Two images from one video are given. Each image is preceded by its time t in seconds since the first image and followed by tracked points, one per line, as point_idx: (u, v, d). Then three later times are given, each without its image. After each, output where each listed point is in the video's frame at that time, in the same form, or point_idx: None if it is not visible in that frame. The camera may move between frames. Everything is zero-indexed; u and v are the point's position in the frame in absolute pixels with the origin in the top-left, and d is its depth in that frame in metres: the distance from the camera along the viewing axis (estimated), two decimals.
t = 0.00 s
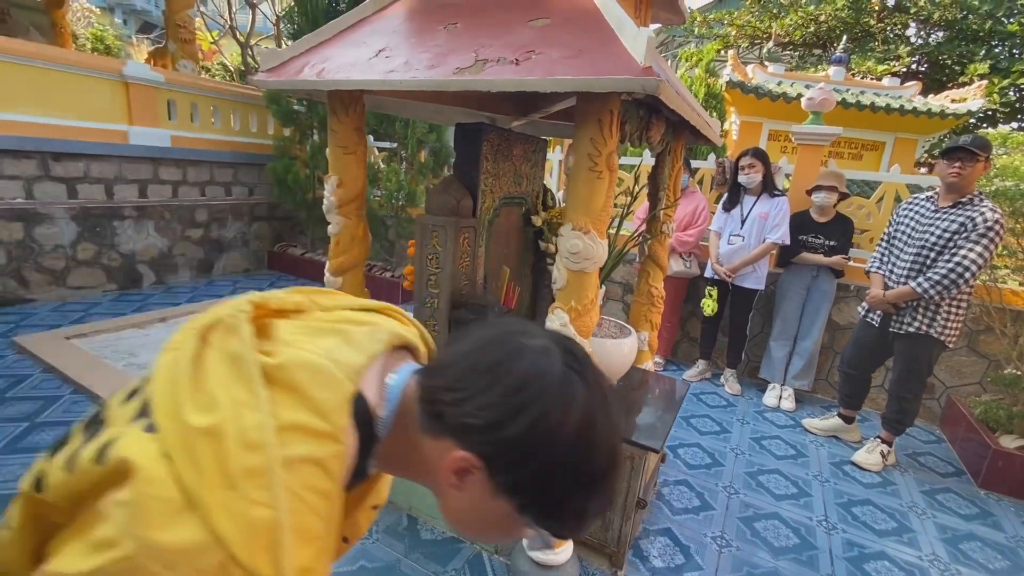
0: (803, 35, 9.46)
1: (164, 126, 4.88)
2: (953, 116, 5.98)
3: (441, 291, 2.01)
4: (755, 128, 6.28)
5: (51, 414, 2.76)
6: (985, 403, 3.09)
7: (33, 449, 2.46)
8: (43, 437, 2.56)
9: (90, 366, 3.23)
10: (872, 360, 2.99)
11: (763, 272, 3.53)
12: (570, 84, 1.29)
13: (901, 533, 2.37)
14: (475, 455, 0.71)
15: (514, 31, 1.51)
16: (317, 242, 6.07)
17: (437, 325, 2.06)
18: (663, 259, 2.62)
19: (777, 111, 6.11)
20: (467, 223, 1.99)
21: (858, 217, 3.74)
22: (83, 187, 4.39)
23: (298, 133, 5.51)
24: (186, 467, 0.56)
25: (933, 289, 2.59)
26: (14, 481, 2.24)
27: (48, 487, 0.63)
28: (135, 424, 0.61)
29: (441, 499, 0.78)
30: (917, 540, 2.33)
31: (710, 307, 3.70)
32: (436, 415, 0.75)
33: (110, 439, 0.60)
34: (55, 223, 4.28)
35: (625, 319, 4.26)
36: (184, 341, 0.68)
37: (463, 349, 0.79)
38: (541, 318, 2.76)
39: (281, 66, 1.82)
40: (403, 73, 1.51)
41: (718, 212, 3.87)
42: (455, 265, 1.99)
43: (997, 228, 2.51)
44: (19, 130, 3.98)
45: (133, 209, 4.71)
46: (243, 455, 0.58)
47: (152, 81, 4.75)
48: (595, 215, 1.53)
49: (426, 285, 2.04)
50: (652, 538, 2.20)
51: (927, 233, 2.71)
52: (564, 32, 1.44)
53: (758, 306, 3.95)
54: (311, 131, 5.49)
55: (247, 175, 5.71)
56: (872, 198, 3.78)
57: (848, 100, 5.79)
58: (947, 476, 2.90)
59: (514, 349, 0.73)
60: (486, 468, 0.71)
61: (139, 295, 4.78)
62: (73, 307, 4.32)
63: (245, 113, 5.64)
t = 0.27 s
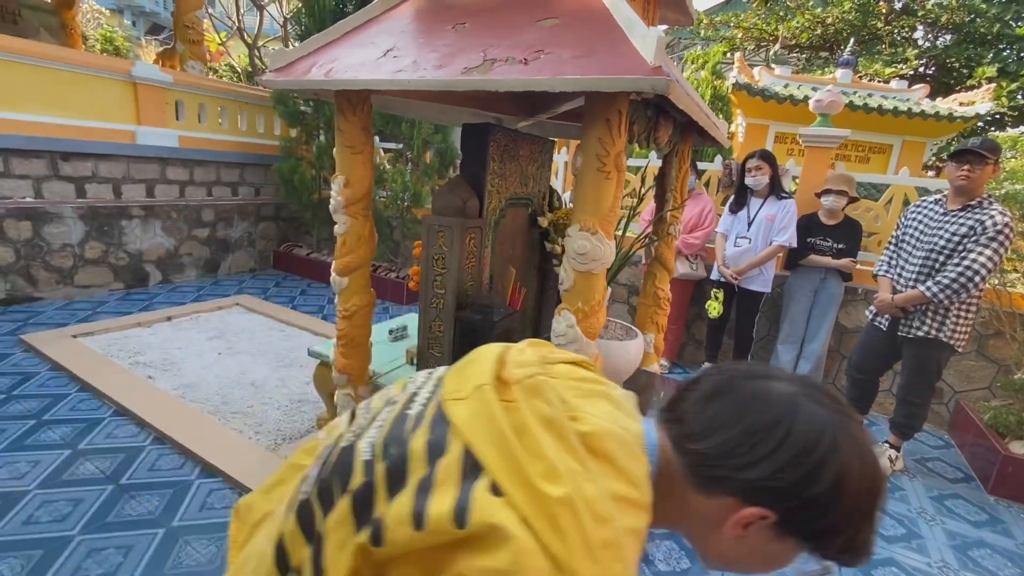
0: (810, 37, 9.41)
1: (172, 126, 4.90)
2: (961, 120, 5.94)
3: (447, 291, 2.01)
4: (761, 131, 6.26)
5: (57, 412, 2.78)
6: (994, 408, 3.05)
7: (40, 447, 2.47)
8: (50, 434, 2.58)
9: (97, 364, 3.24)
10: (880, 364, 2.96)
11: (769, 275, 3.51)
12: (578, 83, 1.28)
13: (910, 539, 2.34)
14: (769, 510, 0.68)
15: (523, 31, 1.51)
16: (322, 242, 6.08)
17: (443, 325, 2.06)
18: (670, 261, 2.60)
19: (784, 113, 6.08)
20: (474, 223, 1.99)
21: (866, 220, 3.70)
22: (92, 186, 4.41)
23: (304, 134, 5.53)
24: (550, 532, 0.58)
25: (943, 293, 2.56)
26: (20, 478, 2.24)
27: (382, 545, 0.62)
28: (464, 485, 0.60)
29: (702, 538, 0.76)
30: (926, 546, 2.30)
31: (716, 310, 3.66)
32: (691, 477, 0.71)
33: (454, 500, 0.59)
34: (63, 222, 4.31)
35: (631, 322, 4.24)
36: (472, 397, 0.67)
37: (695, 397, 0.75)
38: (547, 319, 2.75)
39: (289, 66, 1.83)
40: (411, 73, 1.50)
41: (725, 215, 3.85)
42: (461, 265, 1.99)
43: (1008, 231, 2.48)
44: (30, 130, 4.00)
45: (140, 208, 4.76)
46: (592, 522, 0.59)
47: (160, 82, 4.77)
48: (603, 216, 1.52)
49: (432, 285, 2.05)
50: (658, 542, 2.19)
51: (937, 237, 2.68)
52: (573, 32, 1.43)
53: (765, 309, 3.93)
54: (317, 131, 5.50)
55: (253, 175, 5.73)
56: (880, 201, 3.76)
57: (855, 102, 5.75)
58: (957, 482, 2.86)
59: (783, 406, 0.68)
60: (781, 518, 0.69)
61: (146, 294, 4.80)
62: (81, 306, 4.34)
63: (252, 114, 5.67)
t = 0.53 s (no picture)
0: (816, 39, 9.37)
1: (177, 127, 4.93)
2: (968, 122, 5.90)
3: (448, 292, 2.02)
4: (765, 133, 6.25)
5: (61, 410, 2.79)
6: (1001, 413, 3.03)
7: (43, 444, 2.48)
8: (53, 432, 2.59)
9: (101, 363, 3.26)
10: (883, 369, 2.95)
11: (772, 277, 3.50)
12: (579, 85, 1.28)
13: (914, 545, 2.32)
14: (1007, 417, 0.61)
15: (524, 31, 1.51)
16: (326, 242, 6.09)
17: (444, 326, 2.06)
18: (672, 263, 2.59)
19: (788, 115, 6.06)
20: (475, 225, 1.98)
21: (871, 223, 3.68)
22: (97, 186, 4.44)
23: (309, 135, 5.55)
24: (855, 488, 0.54)
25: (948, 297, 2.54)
26: (23, 476, 2.25)
27: (676, 525, 0.59)
28: (743, 459, 0.58)
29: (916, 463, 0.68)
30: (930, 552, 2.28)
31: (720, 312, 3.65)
32: (895, 421, 0.64)
33: (744, 472, 0.57)
34: (69, 222, 4.35)
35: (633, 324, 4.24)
36: (703, 371, 0.64)
37: (847, 334, 0.69)
38: (549, 321, 2.75)
39: (292, 66, 1.83)
40: (413, 73, 1.51)
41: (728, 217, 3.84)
42: (462, 266, 1.99)
43: (1014, 234, 2.45)
44: (39, 131, 4.04)
45: (146, 208, 4.79)
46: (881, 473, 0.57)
47: (166, 83, 4.80)
48: (604, 217, 1.52)
49: (433, 285, 2.05)
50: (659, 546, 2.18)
51: (941, 240, 2.66)
52: (575, 33, 1.43)
53: (768, 311, 3.91)
54: (321, 132, 5.52)
55: (257, 176, 5.75)
56: (885, 204, 3.74)
57: (860, 105, 5.73)
58: (962, 487, 2.84)
59: (996, 324, 0.58)
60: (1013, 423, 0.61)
61: (150, 294, 4.82)
62: (86, 305, 4.37)
63: (257, 115, 5.70)
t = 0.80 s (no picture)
0: (819, 40, 9.35)
1: (181, 127, 4.95)
2: (973, 124, 5.86)
3: (449, 293, 2.02)
4: (769, 135, 6.24)
5: (64, 408, 2.80)
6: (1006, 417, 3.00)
7: (46, 443, 2.49)
8: (56, 430, 2.60)
9: (104, 362, 3.27)
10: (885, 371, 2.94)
11: (775, 279, 3.49)
12: (579, 86, 1.28)
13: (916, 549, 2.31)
14: None
15: (526, 32, 1.51)
16: (328, 243, 6.10)
17: (445, 327, 2.06)
18: (674, 265, 2.59)
19: (792, 117, 6.05)
20: (476, 225, 1.98)
21: (875, 225, 3.67)
22: (102, 186, 4.46)
23: (312, 135, 5.56)
24: None
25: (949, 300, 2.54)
26: (26, 474, 2.26)
27: (942, 480, 0.60)
28: (975, 395, 0.60)
29: None
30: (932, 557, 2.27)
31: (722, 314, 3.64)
32: None
33: (986, 408, 0.59)
34: (74, 221, 4.36)
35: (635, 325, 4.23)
36: (893, 324, 0.67)
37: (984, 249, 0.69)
38: (550, 322, 2.75)
39: (295, 67, 1.84)
40: (414, 74, 1.51)
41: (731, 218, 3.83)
42: (463, 267, 1.99)
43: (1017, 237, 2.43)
44: (45, 131, 4.06)
45: (150, 208, 4.80)
46: None
47: (170, 83, 4.82)
48: (605, 218, 1.52)
49: (434, 286, 2.06)
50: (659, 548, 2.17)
51: (943, 242, 2.65)
52: (577, 34, 1.43)
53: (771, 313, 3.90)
54: (324, 133, 5.54)
55: (261, 176, 5.77)
56: (888, 205, 3.72)
57: (865, 106, 5.71)
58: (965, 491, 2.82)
59: None
60: None
61: (153, 293, 4.84)
62: (89, 304, 4.39)
63: (260, 115, 5.71)
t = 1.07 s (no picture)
0: (822, 41, 9.34)
1: (184, 128, 4.96)
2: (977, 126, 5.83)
3: (450, 293, 2.02)
4: (771, 135, 6.23)
5: (66, 408, 2.81)
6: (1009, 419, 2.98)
7: (49, 442, 2.50)
8: (59, 430, 2.61)
9: (106, 361, 3.28)
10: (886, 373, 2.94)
11: (777, 280, 3.48)
12: (581, 87, 1.28)
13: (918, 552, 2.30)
14: None
15: (528, 33, 1.51)
16: (330, 243, 6.11)
17: (446, 327, 2.07)
18: (675, 266, 2.59)
19: (795, 117, 6.05)
20: (477, 226, 1.98)
21: (877, 226, 3.66)
22: (104, 186, 4.47)
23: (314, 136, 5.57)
24: None
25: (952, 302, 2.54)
26: (29, 473, 2.27)
27: None
28: None
29: None
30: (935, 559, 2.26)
31: (723, 315, 3.63)
32: None
33: None
34: (76, 221, 4.38)
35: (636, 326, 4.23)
36: None
37: None
38: (551, 323, 2.75)
39: (298, 68, 1.85)
40: (416, 75, 1.51)
41: (732, 219, 3.83)
42: (465, 267, 1.99)
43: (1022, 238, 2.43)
44: (48, 131, 4.07)
45: (153, 208, 4.81)
46: None
47: (173, 84, 4.83)
48: (606, 219, 1.52)
49: (436, 286, 2.06)
50: (660, 549, 2.17)
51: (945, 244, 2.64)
52: (579, 35, 1.43)
53: (772, 315, 3.89)
54: (326, 133, 5.55)
55: (263, 176, 5.78)
56: (891, 207, 3.71)
57: (867, 107, 5.70)
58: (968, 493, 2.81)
59: None
60: None
61: (156, 293, 4.85)
62: (92, 303, 4.40)
63: (263, 116, 5.73)
